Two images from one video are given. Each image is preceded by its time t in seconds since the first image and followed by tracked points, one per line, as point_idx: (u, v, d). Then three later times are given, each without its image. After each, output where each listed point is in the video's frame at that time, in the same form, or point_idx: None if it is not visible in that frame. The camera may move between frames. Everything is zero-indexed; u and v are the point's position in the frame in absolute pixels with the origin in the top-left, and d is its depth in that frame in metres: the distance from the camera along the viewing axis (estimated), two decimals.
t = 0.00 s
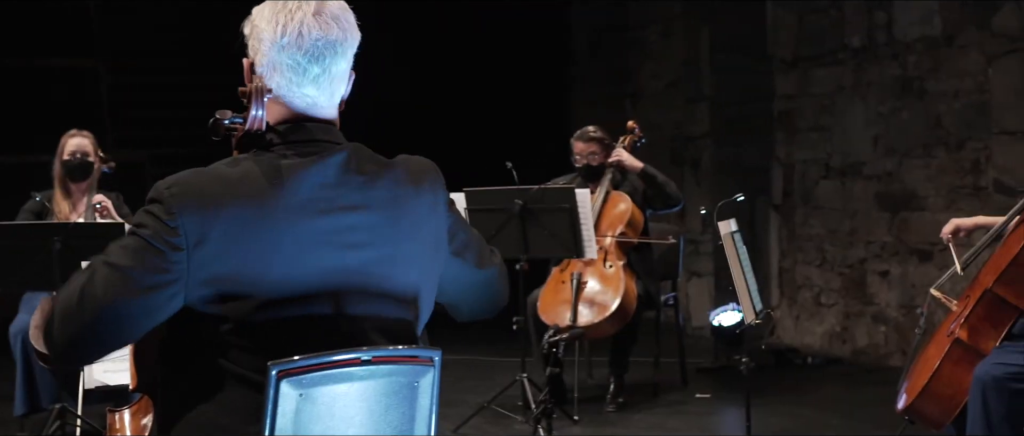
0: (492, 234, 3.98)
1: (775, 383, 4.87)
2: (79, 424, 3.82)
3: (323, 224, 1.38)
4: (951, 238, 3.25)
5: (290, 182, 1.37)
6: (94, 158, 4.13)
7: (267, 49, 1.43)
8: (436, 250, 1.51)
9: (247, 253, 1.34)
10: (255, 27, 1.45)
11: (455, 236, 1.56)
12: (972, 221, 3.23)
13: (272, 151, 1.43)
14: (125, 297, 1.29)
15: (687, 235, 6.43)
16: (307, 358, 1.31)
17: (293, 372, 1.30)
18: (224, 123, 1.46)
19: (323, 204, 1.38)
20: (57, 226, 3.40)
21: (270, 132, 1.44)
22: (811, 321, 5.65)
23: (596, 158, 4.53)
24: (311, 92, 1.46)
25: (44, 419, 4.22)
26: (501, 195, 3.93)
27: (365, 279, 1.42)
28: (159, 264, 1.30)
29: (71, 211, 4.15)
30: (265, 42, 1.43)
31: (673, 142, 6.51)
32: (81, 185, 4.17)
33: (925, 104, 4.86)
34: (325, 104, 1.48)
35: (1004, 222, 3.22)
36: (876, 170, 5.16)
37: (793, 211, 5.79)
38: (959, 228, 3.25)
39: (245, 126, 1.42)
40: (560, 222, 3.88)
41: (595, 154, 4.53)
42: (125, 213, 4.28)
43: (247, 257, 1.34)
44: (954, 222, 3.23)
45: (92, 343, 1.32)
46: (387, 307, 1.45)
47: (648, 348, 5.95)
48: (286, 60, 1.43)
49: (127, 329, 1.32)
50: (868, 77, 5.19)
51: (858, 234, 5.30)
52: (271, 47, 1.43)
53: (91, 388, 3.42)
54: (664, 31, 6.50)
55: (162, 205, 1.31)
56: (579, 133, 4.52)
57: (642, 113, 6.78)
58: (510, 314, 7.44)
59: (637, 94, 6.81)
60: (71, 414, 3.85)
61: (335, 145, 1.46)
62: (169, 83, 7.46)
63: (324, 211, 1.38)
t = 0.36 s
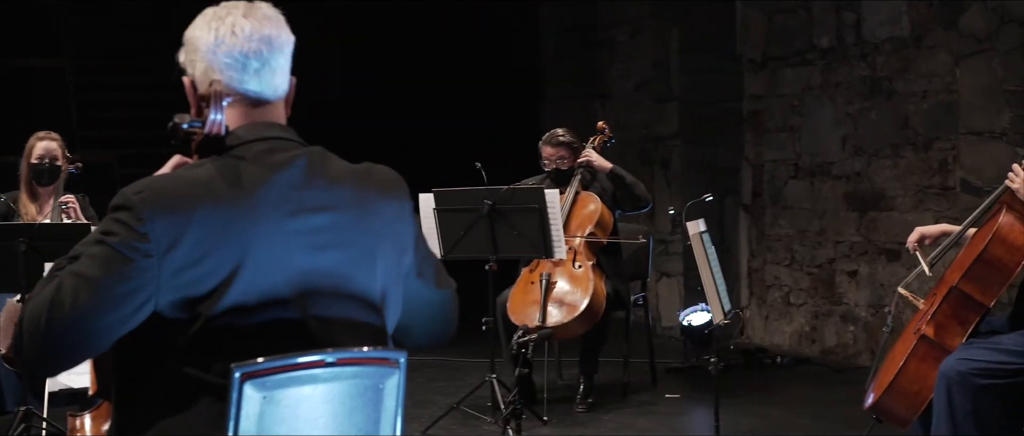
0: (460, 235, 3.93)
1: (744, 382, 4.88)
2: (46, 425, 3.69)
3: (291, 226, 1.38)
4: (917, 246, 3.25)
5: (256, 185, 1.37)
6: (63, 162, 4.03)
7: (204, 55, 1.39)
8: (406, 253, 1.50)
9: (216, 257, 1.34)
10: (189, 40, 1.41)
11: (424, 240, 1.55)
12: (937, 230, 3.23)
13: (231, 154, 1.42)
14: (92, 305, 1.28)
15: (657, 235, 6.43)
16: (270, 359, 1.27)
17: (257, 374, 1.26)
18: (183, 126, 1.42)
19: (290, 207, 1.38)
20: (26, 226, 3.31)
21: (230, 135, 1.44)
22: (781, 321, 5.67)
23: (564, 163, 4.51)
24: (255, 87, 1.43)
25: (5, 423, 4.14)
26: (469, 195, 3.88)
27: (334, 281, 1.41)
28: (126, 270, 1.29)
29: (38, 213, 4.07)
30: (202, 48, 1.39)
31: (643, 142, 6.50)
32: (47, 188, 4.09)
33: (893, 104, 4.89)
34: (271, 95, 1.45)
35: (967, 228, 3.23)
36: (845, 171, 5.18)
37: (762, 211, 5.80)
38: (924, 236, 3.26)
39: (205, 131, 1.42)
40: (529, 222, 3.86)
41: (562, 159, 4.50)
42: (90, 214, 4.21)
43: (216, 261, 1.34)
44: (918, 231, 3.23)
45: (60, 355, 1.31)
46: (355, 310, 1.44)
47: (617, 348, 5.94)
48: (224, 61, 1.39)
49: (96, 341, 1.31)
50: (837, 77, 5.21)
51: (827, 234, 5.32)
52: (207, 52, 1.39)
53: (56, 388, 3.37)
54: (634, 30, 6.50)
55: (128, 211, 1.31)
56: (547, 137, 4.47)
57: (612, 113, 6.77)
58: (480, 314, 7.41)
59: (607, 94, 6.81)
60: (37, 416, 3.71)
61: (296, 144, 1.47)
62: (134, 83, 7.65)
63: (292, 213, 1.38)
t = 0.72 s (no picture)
0: (430, 235, 3.91)
1: (714, 383, 4.88)
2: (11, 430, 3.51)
3: (254, 225, 1.43)
4: (885, 253, 3.27)
5: (221, 183, 1.42)
6: (29, 161, 3.88)
7: (194, 48, 1.43)
8: (361, 252, 1.58)
9: (178, 251, 1.38)
10: (183, 23, 1.45)
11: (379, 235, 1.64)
12: (906, 237, 3.24)
13: (198, 153, 1.47)
14: (45, 288, 1.31)
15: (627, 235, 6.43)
16: (236, 363, 1.38)
17: (221, 376, 1.36)
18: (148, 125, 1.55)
19: (255, 206, 1.44)
20: None
21: (197, 134, 1.49)
22: (750, 321, 5.69)
23: (531, 162, 4.48)
24: (239, 92, 1.48)
25: None
26: (439, 196, 3.85)
27: (293, 279, 1.47)
28: (85, 258, 1.32)
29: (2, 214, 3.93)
30: (194, 40, 1.43)
31: (613, 142, 6.50)
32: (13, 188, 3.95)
33: (861, 104, 4.92)
34: (251, 104, 1.50)
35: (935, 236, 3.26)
36: (814, 171, 5.21)
37: (732, 211, 5.82)
38: (892, 243, 3.27)
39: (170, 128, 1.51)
40: (498, 222, 3.82)
41: (529, 158, 4.47)
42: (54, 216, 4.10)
43: (178, 256, 1.38)
44: (888, 238, 3.25)
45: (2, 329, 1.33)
46: (316, 307, 1.51)
47: (586, 349, 5.92)
48: (213, 59, 1.43)
49: (43, 320, 1.34)
50: (806, 77, 5.24)
51: (796, 234, 5.35)
52: (199, 45, 1.43)
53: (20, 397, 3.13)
54: (604, 30, 6.50)
55: (89, 200, 1.33)
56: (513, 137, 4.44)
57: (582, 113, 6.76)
58: (449, 315, 7.36)
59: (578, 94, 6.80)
60: None
61: (263, 147, 1.50)
62: (99, 83, 7.50)
63: (257, 214, 1.43)
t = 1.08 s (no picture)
0: (399, 236, 3.87)
1: (684, 383, 4.88)
2: None
3: (224, 229, 1.44)
4: (854, 250, 3.27)
5: (189, 187, 1.43)
6: None
7: (147, 49, 1.43)
8: (337, 258, 1.58)
9: (146, 257, 1.39)
10: (134, 30, 1.45)
11: (359, 244, 1.63)
12: (875, 235, 3.25)
13: (167, 154, 1.47)
14: (14, 299, 1.34)
15: (597, 235, 6.43)
16: (199, 365, 1.36)
17: (185, 379, 1.35)
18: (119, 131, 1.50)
19: (224, 210, 1.45)
20: None
21: (165, 137, 1.49)
22: (720, 321, 5.71)
23: (501, 153, 4.40)
24: (197, 87, 1.48)
25: None
26: (408, 196, 3.83)
27: (265, 284, 1.48)
28: (52, 266, 1.34)
29: None
30: (146, 42, 1.43)
31: (584, 142, 6.49)
32: None
33: (830, 104, 4.95)
34: (211, 98, 1.50)
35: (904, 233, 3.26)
36: (784, 171, 5.23)
37: (702, 211, 5.83)
38: (862, 240, 3.27)
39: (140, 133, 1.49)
40: (468, 222, 3.78)
41: (499, 150, 4.40)
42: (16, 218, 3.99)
43: (146, 261, 1.39)
44: (857, 235, 3.24)
45: None
46: (281, 316, 1.52)
47: (557, 350, 5.90)
48: (167, 57, 1.43)
49: (14, 334, 1.36)
50: (775, 78, 5.26)
51: (766, 234, 5.37)
52: (151, 46, 1.43)
53: None
54: (575, 31, 6.49)
55: (55, 207, 1.35)
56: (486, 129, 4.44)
57: (553, 113, 6.76)
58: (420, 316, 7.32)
59: (548, 94, 6.80)
60: None
61: (231, 147, 1.52)
62: (66, 82, 7.31)
63: (223, 220, 1.44)
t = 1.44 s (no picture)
0: (368, 237, 3.83)
1: (653, 382, 4.88)
2: None
3: (183, 235, 1.45)
4: (824, 246, 3.25)
5: (148, 193, 1.43)
6: None
7: (122, 48, 1.45)
8: (299, 262, 1.59)
9: (104, 265, 1.40)
10: (112, 23, 1.47)
11: (321, 252, 1.65)
12: (844, 231, 3.23)
13: (130, 157, 1.47)
14: None
15: (567, 235, 6.41)
16: (161, 367, 1.34)
17: (148, 381, 1.33)
18: (81, 126, 1.45)
19: (183, 216, 1.45)
20: None
21: (128, 137, 1.49)
22: (690, 321, 5.72)
23: (471, 152, 4.38)
24: (169, 93, 1.49)
25: None
26: (377, 196, 3.77)
27: (226, 289, 1.49)
28: (10, 285, 1.38)
29: None
30: (121, 41, 1.45)
31: (554, 142, 6.48)
32: None
33: (799, 104, 4.97)
34: (182, 105, 1.52)
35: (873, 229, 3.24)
36: (753, 171, 5.25)
37: (672, 211, 5.84)
38: (831, 237, 3.25)
39: (102, 129, 1.46)
40: (438, 223, 3.75)
41: (469, 150, 4.37)
42: None
43: (104, 269, 1.40)
44: (826, 231, 3.22)
45: None
46: (249, 319, 1.52)
47: (527, 350, 5.88)
48: (142, 59, 1.45)
49: None
50: (744, 78, 5.28)
51: (736, 234, 5.38)
52: (127, 46, 1.45)
53: None
54: (545, 31, 6.48)
55: (12, 221, 1.37)
56: (455, 128, 4.41)
57: (523, 113, 6.74)
58: (390, 316, 7.27)
59: (519, 94, 6.78)
60: None
61: (194, 149, 1.52)
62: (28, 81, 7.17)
63: (185, 224, 1.45)
